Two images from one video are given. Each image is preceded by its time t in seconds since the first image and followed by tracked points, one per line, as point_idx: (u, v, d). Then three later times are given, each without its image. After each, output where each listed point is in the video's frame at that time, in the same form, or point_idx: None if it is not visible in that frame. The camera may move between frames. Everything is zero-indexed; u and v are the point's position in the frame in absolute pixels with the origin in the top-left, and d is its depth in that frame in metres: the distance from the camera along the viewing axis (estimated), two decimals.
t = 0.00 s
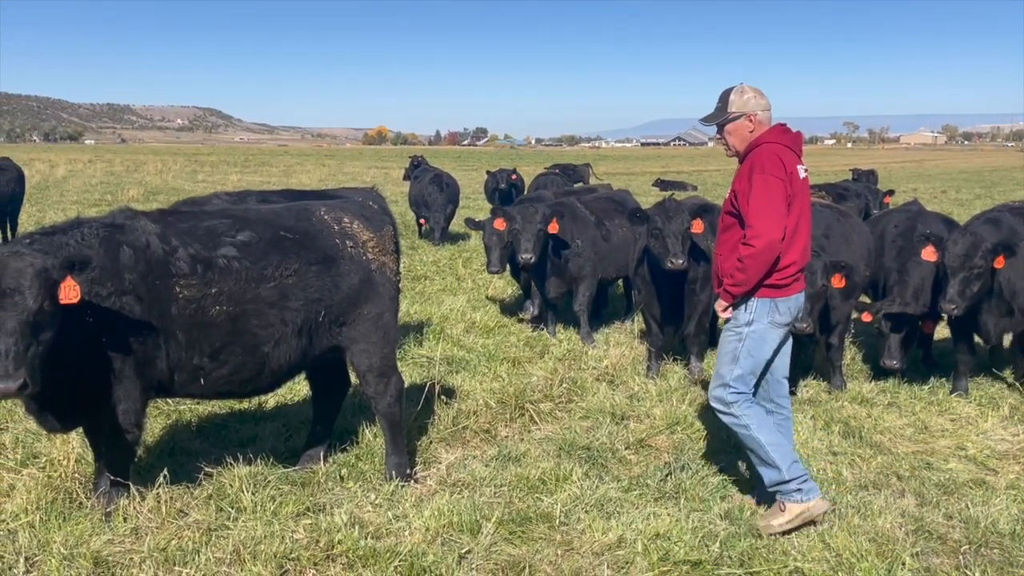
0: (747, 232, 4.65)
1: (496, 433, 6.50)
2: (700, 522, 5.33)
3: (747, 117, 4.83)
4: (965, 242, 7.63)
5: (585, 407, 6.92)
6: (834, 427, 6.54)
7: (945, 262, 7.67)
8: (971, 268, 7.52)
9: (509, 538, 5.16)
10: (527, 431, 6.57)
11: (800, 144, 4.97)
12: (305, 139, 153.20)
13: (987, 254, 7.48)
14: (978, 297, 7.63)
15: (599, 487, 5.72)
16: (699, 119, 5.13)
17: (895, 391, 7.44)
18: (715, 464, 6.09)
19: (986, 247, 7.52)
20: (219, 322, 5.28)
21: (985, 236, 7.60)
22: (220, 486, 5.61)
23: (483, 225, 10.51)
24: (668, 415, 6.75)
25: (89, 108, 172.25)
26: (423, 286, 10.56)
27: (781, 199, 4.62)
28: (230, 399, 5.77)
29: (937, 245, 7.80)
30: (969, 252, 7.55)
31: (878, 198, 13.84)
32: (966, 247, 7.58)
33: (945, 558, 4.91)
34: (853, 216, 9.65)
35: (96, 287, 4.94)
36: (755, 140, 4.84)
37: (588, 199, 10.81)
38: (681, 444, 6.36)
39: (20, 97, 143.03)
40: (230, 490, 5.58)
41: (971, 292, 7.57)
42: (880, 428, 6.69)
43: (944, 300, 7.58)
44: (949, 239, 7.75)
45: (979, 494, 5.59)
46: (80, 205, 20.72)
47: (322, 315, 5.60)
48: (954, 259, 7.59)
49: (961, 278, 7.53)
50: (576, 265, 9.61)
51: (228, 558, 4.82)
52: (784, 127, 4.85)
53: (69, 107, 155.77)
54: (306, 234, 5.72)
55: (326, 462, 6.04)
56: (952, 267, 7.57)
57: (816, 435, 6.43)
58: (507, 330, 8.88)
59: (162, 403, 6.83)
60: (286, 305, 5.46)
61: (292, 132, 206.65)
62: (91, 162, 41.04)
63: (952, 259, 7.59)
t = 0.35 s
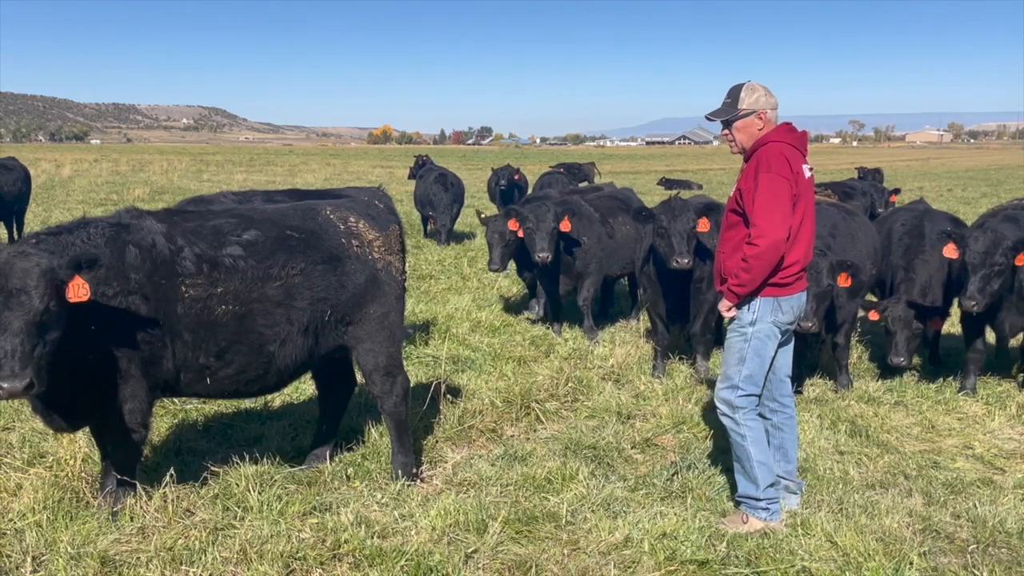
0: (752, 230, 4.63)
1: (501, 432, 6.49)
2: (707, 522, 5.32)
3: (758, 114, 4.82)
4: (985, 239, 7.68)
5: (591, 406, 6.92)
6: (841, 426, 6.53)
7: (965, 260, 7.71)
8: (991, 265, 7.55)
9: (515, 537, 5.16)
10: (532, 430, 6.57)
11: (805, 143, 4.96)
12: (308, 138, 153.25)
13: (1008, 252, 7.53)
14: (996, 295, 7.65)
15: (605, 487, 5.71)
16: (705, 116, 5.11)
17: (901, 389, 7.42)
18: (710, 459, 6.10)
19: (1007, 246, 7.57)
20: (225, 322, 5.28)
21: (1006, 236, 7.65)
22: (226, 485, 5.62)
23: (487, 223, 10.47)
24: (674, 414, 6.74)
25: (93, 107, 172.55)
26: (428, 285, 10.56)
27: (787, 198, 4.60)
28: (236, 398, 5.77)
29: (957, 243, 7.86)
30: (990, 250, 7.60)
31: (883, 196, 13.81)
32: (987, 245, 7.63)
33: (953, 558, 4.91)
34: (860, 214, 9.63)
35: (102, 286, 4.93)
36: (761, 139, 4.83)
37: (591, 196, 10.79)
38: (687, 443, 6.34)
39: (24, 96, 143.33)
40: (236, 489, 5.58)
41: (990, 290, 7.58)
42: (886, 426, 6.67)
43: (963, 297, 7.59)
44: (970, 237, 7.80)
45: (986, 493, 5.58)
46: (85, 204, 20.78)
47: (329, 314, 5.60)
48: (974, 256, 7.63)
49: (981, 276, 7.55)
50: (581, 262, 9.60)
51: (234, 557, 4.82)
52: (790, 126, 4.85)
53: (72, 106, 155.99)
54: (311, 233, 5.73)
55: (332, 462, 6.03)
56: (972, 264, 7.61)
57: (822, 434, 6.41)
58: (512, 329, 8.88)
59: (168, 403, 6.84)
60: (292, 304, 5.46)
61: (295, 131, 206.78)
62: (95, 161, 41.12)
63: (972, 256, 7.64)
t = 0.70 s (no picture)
0: (743, 231, 4.64)
1: (496, 432, 6.48)
2: (701, 521, 5.33)
3: (751, 113, 4.83)
4: (995, 230, 7.59)
5: (585, 406, 6.91)
6: (834, 425, 6.54)
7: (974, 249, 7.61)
8: (1000, 256, 7.48)
9: (509, 537, 5.16)
10: (527, 430, 6.56)
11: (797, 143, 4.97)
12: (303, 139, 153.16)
13: (1017, 243, 7.48)
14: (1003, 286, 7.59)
15: (600, 486, 5.71)
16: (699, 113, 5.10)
17: (894, 388, 7.43)
18: (704, 458, 6.11)
19: (1016, 237, 7.51)
20: (219, 322, 5.27)
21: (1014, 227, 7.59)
22: (220, 486, 5.61)
23: (483, 222, 10.48)
24: (668, 414, 6.74)
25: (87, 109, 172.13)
26: (422, 285, 10.55)
27: (778, 199, 4.61)
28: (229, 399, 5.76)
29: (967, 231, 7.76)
30: (1000, 240, 7.52)
31: (876, 196, 13.83)
32: (996, 236, 7.55)
33: (946, 556, 4.92)
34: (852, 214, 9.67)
35: (95, 287, 4.91)
36: (753, 139, 4.84)
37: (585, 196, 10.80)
38: (682, 442, 6.34)
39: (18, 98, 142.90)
40: (230, 490, 5.57)
41: (999, 280, 7.52)
42: (880, 425, 6.69)
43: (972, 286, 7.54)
44: (979, 226, 7.70)
45: (979, 492, 5.59)
46: (77, 205, 20.71)
47: (322, 315, 5.59)
48: (983, 246, 7.54)
49: (991, 266, 7.48)
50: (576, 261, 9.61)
51: (228, 558, 4.81)
52: (783, 126, 4.86)
53: (66, 108, 155.60)
54: (305, 233, 5.72)
55: (326, 462, 6.02)
56: (983, 254, 7.52)
57: (816, 433, 6.42)
58: (506, 329, 8.88)
59: (162, 403, 6.82)
60: (285, 305, 5.45)
61: (290, 133, 206.57)
62: (89, 163, 41.00)
63: (982, 246, 7.54)
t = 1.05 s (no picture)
0: (721, 233, 4.66)
1: (477, 434, 6.48)
2: (681, 522, 5.35)
3: (731, 114, 4.84)
4: (977, 218, 7.79)
5: (566, 407, 6.91)
6: (814, 425, 6.57)
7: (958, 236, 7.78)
8: (982, 242, 7.64)
9: (490, 540, 5.15)
10: (508, 432, 6.56)
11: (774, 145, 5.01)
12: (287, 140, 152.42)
13: (999, 230, 7.65)
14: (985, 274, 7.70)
15: (581, 488, 5.72)
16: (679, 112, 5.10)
17: (872, 387, 7.48)
18: (685, 459, 6.12)
19: (999, 225, 7.67)
20: (196, 325, 5.23)
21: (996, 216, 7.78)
22: (199, 491, 5.57)
23: (466, 225, 10.48)
24: (649, 415, 6.76)
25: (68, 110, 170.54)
26: (403, 287, 10.52)
27: (756, 201, 4.64)
28: (207, 403, 5.72)
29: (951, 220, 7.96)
30: (982, 227, 7.69)
31: (854, 197, 13.94)
32: (979, 222, 7.73)
33: (924, 555, 4.97)
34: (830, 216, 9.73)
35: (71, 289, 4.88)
36: (731, 141, 4.87)
37: (566, 198, 10.83)
38: (662, 443, 6.35)
39: None
40: (209, 494, 5.53)
41: (981, 266, 7.64)
42: (859, 425, 6.73)
43: (954, 271, 7.64)
44: (963, 215, 7.90)
45: (956, 490, 5.64)
46: (53, 208, 20.47)
47: (301, 318, 5.57)
48: (967, 232, 7.72)
49: (973, 251, 7.62)
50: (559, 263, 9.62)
51: (208, 563, 4.78)
52: (760, 128, 4.88)
53: (47, 109, 154.07)
54: (284, 236, 5.69)
55: (306, 466, 5.98)
56: (965, 239, 7.68)
57: (795, 433, 6.45)
58: (487, 331, 8.87)
59: (141, 407, 6.76)
60: (263, 308, 5.42)
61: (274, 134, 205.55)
62: (68, 164, 40.57)
63: (965, 232, 7.73)
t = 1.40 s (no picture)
0: (693, 235, 4.68)
1: (448, 438, 6.47)
2: (652, 524, 5.36)
3: (700, 117, 4.86)
4: (939, 216, 8.17)
5: (537, 410, 6.91)
6: (783, 426, 6.61)
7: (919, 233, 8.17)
8: (941, 238, 7.99)
9: (461, 544, 5.14)
10: (479, 436, 6.55)
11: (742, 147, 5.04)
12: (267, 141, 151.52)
13: (958, 227, 8.00)
14: (944, 270, 8.02)
15: (552, 491, 5.71)
16: (647, 115, 5.11)
17: (840, 388, 7.54)
18: (655, 461, 6.14)
19: (958, 223, 8.02)
20: (160, 330, 5.18)
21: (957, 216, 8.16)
22: (167, 497, 5.51)
23: (438, 226, 10.49)
24: (620, 417, 6.78)
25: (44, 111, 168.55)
26: (375, 290, 10.47)
27: (727, 204, 4.66)
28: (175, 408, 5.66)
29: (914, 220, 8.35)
30: (941, 225, 8.06)
31: (823, 200, 14.09)
32: (939, 220, 8.13)
33: (892, 554, 5.00)
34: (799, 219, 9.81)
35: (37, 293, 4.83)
36: (698, 144, 4.89)
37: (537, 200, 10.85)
38: (633, 445, 6.37)
39: None
40: (177, 501, 5.48)
41: (939, 262, 7.99)
42: (827, 426, 6.78)
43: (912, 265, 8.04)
44: (926, 214, 8.30)
45: (923, 490, 5.69)
46: (20, 211, 20.16)
47: (267, 322, 5.54)
48: (926, 229, 8.09)
49: (931, 246, 7.99)
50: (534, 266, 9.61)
51: (175, 570, 4.73)
52: (727, 131, 4.90)
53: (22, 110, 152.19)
54: (249, 240, 5.66)
55: (275, 471, 5.94)
56: (924, 236, 8.07)
57: (765, 434, 6.48)
58: (459, 334, 8.85)
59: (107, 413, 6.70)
60: (228, 313, 5.38)
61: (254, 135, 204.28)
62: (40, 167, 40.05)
63: (925, 229, 8.10)
